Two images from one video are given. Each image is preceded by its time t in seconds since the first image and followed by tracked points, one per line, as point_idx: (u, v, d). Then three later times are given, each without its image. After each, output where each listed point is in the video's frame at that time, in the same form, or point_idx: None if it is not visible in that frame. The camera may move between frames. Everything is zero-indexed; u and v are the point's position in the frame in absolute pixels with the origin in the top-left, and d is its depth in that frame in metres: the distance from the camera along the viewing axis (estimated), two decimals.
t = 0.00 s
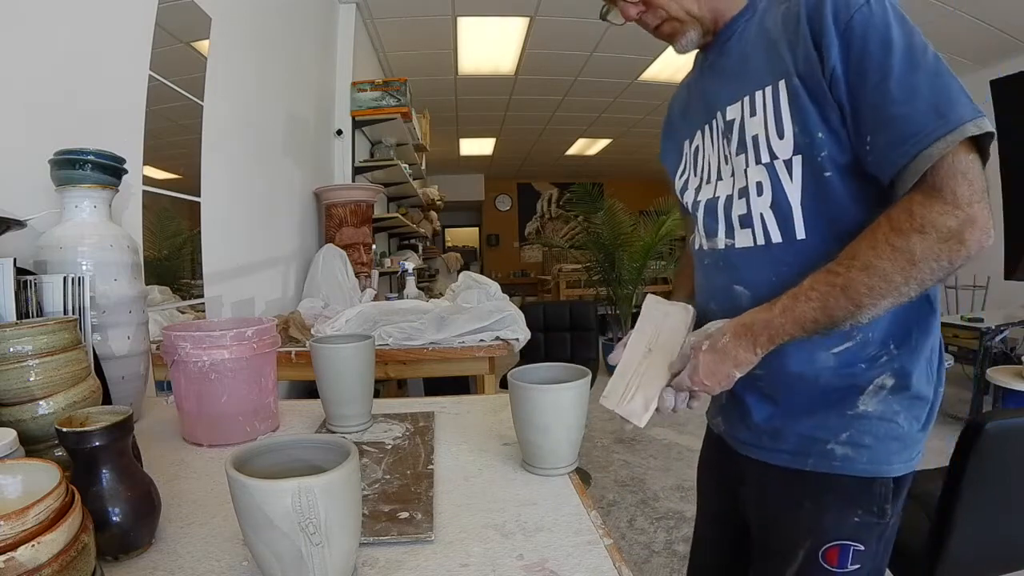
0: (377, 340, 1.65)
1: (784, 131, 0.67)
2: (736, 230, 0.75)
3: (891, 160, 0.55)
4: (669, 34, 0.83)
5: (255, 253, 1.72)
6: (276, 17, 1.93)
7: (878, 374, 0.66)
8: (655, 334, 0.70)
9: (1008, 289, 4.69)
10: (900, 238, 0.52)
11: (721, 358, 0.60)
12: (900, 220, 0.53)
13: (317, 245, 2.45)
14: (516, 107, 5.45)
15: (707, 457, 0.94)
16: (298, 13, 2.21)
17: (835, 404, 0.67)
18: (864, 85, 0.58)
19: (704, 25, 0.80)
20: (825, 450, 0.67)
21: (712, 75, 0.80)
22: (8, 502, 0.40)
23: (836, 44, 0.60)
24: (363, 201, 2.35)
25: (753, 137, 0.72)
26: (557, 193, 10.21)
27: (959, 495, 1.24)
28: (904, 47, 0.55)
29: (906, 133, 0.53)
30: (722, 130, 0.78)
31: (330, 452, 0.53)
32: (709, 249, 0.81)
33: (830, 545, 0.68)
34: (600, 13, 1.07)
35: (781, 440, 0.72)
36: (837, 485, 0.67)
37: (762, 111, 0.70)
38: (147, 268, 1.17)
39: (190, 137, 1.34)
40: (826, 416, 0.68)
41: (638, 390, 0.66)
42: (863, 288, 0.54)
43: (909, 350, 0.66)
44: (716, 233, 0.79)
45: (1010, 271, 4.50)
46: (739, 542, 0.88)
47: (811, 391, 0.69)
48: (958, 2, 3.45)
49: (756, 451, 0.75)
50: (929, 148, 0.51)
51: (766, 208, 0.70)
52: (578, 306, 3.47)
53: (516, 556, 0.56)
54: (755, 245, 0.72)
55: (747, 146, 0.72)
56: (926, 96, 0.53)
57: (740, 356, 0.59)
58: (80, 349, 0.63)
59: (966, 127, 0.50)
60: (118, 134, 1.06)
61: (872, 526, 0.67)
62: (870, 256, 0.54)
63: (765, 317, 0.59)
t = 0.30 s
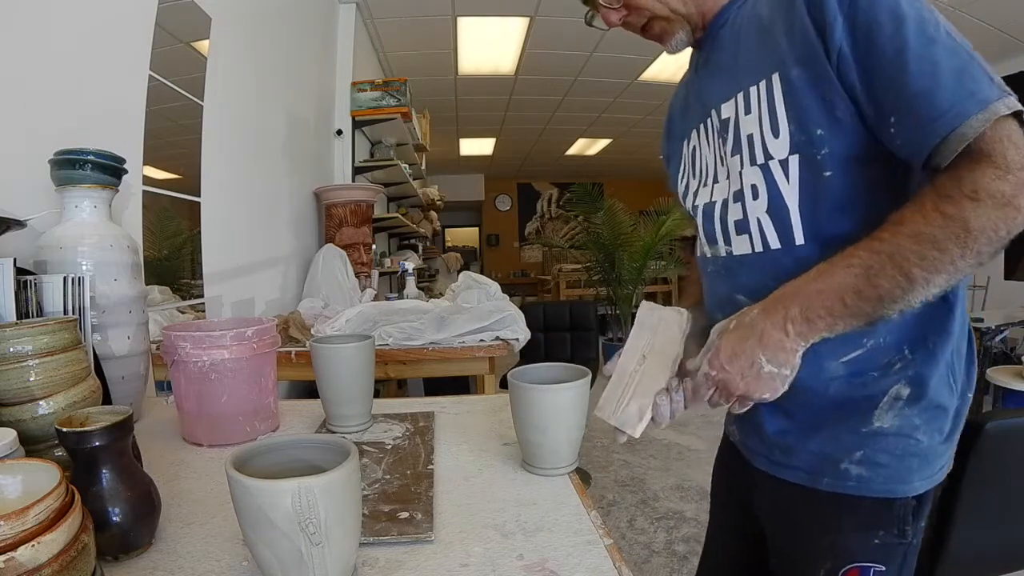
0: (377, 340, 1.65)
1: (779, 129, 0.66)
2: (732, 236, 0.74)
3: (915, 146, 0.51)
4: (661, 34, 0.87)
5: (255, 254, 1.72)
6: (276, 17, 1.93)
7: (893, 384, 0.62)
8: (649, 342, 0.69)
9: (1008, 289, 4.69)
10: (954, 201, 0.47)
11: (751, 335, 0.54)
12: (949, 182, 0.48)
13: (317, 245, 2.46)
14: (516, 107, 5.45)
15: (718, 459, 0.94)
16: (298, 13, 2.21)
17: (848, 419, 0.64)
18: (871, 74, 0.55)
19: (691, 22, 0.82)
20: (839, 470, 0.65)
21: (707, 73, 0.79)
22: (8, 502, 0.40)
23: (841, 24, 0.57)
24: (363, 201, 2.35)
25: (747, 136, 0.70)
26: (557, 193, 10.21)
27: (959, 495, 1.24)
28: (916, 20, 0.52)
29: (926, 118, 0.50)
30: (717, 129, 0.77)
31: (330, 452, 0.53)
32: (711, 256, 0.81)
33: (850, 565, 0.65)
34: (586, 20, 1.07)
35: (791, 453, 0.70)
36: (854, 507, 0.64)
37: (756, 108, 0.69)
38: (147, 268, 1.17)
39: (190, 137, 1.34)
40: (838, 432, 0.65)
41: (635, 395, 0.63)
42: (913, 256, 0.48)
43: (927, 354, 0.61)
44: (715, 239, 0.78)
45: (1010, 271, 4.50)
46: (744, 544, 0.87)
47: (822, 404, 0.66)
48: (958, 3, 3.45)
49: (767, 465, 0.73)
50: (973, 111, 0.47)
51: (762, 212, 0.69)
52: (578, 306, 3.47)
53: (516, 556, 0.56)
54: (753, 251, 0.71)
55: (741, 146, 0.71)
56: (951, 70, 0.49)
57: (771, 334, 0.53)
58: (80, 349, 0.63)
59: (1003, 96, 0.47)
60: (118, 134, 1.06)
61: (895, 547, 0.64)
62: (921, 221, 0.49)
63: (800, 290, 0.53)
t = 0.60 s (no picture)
0: (377, 340, 1.65)
1: (792, 122, 0.64)
2: (746, 240, 0.72)
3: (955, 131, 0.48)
4: (664, 29, 0.88)
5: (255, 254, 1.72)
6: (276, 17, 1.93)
7: (919, 400, 0.59)
8: (655, 351, 0.66)
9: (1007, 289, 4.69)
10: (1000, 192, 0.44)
11: (773, 342, 0.50)
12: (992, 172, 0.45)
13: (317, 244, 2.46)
14: (516, 106, 5.45)
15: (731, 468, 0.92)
16: (298, 13, 2.21)
17: (869, 436, 0.61)
18: (897, 55, 0.53)
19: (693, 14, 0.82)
20: (857, 492, 0.61)
21: (713, 68, 0.79)
22: (8, 502, 0.40)
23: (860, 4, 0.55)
24: (363, 201, 2.35)
25: (758, 129, 0.69)
26: (557, 193, 10.21)
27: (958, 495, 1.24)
28: None
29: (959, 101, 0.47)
30: (727, 123, 0.75)
31: (330, 452, 0.53)
32: (725, 261, 0.79)
33: None
34: (585, 18, 1.07)
35: (807, 470, 0.67)
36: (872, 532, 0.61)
37: (766, 99, 0.67)
38: (147, 268, 1.17)
39: (190, 137, 1.34)
40: (857, 450, 0.61)
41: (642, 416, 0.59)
42: (954, 252, 0.45)
43: (957, 368, 0.58)
44: (729, 242, 0.76)
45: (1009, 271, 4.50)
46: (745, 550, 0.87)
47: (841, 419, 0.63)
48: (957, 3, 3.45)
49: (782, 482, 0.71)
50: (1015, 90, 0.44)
51: (775, 213, 0.66)
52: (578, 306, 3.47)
53: (515, 556, 0.56)
54: (767, 255, 0.69)
55: (752, 142, 0.70)
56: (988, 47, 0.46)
57: (795, 341, 0.50)
58: (81, 349, 0.63)
59: None
60: (118, 134, 1.06)
61: None
62: (961, 211, 0.45)
63: (827, 291, 0.50)
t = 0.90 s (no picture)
0: (377, 340, 1.65)
1: (811, 110, 0.61)
2: (758, 235, 0.70)
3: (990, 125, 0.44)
4: (687, 19, 0.85)
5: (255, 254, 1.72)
6: (276, 17, 1.93)
7: (935, 419, 0.57)
8: (643, 365, 0.66)
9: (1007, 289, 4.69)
10: None
11: (785, 358, 0.49)
12: None
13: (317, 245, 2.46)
14: (516, 106, 5.45)
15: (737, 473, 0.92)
16: (298, 13, 2.21)
17: (879, 454, 0.59)
18: (925, 45, 0.49)
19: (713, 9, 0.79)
20: (863, 513, 0.60)
21: (733, 53, 0.76)
22: (8, 502, 0.40)
23: None
24: (363, 201, 2.35)
25: (775, 117, 0.66)
26: (557, 193, 10.22)
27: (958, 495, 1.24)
28: None
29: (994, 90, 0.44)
30: (744, 112, 0.73)
31: (330, 453, 0.53)
32: (736, 256, 0.78)
33: None
34: (608, 10, 1.06)
35: (813, 485, 0.65)
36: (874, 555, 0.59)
37: (785, 86, 0.64)
38: (147, 268, 1.17)
39: (190, 137, 1.34)
40: (866, 468, 0.60)
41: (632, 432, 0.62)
42: (981, 267, 0.42)
43: (978, 385, 0.56)
44: (741, 237, 0.75)
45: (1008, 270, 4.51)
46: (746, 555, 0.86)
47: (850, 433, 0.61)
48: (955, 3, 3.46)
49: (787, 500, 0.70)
50: None
51: (788, 206, 0.64)
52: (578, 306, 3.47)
53: (515, 557, 0.56)
54: (779, 251, 0.67)
55: (768, 130, 0.67)
56: None
57: (807, 356, 0.48)
58: (81, 349, 0.63)
59: None
60: (118, 134, 1.05)
61: None
62: (991, 220, 0.42)
63: (842, 303, 0.48)
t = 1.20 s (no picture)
0: (377, 340, 1.65)
1: (830, 87, 0.60)
2: (766, 211, 0.70)
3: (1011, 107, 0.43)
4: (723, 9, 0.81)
5: (255, 254, 1.72)
6: (276, 17, 1.93)
7: (935, 428, 0.56)
8: (631, 376, 0.70)
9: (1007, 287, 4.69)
10: None
11: (785, 334, 0.46)
12: None
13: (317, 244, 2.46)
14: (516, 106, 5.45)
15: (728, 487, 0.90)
16: (298, 12, 2.21)
17: (874, 463, 0.59)
18: (953, 34, 0.48)
19: None
20: (853, 528, 0.61)
21: (763, 41, 0.76)
22: (8, 502, 0.40)
23: None
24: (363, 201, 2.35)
25: (795, 95, 0.66)
26: (557, 193, 10.22)
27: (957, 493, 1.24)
28: None
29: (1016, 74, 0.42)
30: (766, 92, 0.73)
31: (330, 453, 0.53)
32: (743, 236, 0.78)
33: None
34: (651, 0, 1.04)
35: (801, 494, 0.66)
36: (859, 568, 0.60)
37: (808, 64, 0.64)
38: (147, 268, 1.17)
39: (190, 137, 1.34)
40: (858, 479, 0.60)
41: (612, 439, 0.65)
42: (995, 254, 0.39)
43: (981, 394, 0.55)
44: (750, 216, 0.75)
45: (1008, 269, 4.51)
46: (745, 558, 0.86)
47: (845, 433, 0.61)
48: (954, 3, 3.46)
49: (776, 510, 0.71)
50: None
51: (798, 180, 0.64)
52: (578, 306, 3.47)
53: (516, 557, 0.56)
54: (786, 228, 0.67)
55: (788, 108, 0.67)
56: None
57: (807, 336, 0.45)
58: (81, 349, 0.63)
59: None
60: (118, 134, 1.05)
61: None
62: (1007, 207, 0.40)
63: (848, 284, 0.45)
